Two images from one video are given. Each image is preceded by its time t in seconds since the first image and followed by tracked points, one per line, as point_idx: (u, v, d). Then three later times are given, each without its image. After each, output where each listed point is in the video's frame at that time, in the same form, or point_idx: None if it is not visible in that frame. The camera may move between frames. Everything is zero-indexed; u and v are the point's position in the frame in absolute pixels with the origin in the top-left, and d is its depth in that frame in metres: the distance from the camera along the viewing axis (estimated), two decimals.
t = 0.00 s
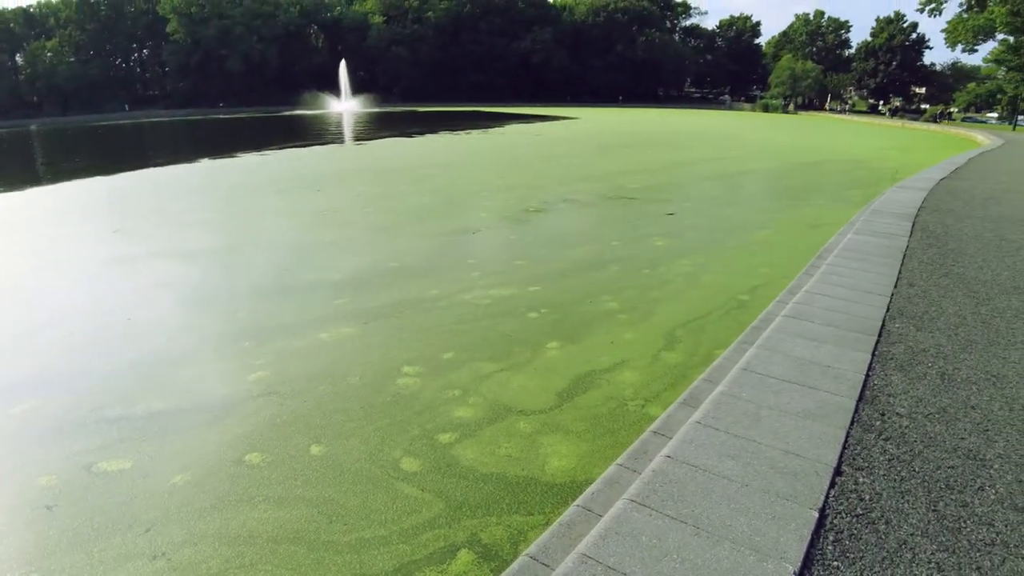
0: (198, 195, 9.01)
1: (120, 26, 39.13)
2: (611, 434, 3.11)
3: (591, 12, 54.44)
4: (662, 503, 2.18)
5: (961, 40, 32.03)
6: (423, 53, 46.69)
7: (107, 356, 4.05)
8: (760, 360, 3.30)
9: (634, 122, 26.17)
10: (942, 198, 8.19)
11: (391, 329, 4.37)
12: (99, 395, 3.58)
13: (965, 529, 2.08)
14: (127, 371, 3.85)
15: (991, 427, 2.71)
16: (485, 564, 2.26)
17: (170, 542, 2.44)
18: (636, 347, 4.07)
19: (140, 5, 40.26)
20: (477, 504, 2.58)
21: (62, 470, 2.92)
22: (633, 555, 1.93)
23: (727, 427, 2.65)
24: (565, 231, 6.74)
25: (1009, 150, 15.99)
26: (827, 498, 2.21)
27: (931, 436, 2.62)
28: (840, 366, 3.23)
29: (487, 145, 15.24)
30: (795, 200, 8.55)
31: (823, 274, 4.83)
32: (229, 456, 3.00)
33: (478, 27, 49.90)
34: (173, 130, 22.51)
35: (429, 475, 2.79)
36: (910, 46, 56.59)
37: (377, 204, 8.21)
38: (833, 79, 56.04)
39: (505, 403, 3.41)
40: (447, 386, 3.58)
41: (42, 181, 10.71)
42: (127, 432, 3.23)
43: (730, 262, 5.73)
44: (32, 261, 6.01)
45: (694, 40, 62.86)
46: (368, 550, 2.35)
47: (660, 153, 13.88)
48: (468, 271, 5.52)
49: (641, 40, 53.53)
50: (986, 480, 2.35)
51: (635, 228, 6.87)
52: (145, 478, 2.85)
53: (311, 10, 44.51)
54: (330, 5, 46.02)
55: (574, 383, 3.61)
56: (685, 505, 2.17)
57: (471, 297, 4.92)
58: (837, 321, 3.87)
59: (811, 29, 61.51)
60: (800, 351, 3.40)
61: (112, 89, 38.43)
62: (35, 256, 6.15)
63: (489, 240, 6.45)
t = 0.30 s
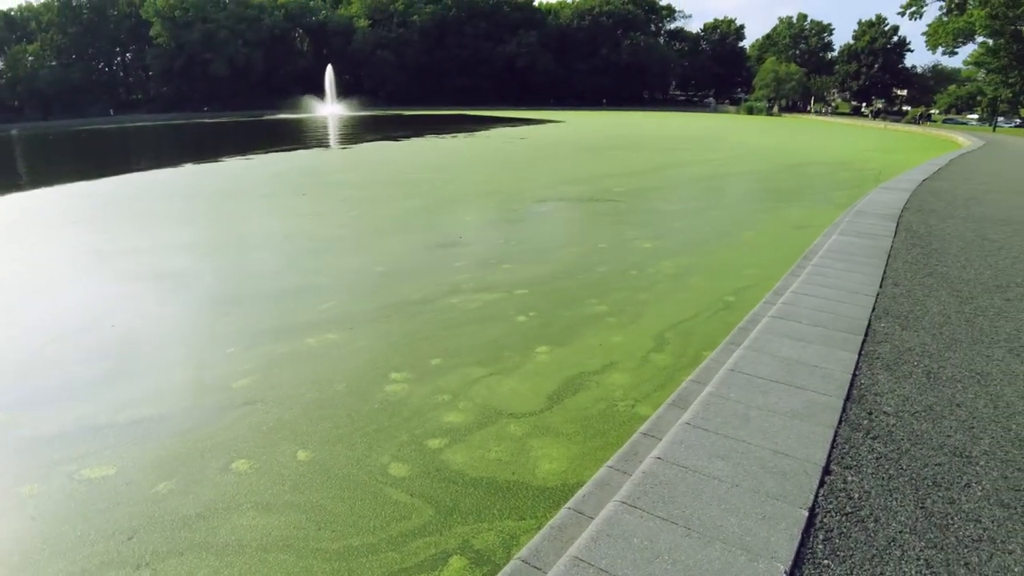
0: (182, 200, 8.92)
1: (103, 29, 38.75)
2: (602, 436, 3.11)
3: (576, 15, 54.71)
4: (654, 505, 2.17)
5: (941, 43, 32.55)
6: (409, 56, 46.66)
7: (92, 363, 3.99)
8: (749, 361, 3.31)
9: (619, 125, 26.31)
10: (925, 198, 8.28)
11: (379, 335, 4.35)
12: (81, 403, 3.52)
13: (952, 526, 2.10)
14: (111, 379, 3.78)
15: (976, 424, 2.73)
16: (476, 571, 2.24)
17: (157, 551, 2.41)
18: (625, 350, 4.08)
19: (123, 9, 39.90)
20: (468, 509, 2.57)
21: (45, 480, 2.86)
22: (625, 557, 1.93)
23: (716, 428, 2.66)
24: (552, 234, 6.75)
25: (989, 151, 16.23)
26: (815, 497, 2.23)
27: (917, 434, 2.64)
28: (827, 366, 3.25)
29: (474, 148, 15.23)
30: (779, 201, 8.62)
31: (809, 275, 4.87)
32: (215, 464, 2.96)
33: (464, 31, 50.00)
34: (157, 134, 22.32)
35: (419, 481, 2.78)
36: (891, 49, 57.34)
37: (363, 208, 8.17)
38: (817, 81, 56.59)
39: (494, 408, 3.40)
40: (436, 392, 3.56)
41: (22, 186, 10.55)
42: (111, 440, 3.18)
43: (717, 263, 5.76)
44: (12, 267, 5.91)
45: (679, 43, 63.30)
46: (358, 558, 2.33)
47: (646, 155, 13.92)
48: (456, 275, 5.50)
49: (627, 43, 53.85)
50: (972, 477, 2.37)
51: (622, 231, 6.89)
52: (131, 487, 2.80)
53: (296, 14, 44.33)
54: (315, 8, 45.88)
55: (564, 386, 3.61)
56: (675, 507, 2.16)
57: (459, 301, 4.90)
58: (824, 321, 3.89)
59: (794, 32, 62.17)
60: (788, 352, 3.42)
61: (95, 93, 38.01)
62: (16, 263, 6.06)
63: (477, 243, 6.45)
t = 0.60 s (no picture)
0: (169, 205, 8.87)
1: (88, 34, 38.45)
2: (594, 440, 3.12)
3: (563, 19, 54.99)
4: (645, 508, 2.18)
5: (924, 46, 33.03)
6: (397, 61, 46.67)
7: (78, 371, 3.95)
8: (737, 364, 3.33)
9: (607, 129, 26.44)
10: (909, 200, 8.38)
11: (369, 341, 4.34)
12: (68, 411, 3.48)
13: (939, 525, 2.13)
14: (99, 386, 3.75)
15: (962, 424, 2.77)
16: None
17: (147, 561, 2.39)
18: (615, 353, 4.10)
19: (108, 13, 39.64)
20: (460, 516, 2.57)
21: (32, 489, 2.84)
22: (617, 560, 1.94)
23: (706, 430, 2.68)
24: (541, 238, 6.77)
25: (972, 154, 16.45)
26: (804, 499, 2.25)
27: (905, 434, 2.67)
28: (814, 368, 3.28)
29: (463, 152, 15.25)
30: (766, 204, 8.70)
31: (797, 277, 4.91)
32: (203, 472, 2.94)
33: (451, 35, 50.19)
34: (143, 139, 22.18)
35: (411, 487, 2.77)
36: (875, 53, 58.03)
37: (351, 213, 8.16)
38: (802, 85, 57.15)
39: (485, 413, 3.40)
40: (426, 398, 3.56)
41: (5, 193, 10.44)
42: (100, 448, 3.15)
43: (705, 266, 5.79)
44: None
45: (666, 47, 63.70)
46: (350, 565, 2.32)
47: (634, 159, 14.01)
48: (445, 280, 5.51)
49: (614, 47, 54.18)
50: (958, 476, 2.41)
51: (610, 234, 6.92)
52: (120, 496, 2.78)
53: (283, 18, 44.21)
54: (302, 13, 45.78)
55: (555, 392, 3.61)
56: (666, 510, 2.18)
57: (449, 306, 4.90)
58: (811, 323, 3.93)
59: (779, 36, 62.80)
60: (776, 354, 3.45)
61: (81, 98, 37.70)
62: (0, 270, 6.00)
63: (466, 248, 6.45)
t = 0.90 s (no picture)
0: (158, 211, 8.83)
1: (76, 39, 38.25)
2: (583, 444, 3.14)
3: (552, 25, 55.49)
4: (635, 510, 2.20)
5: (910, 51, 33.46)
6: (387, 66, 46.73)
7: (66, 378, 3.92)
8: (726, 366, 3.36)
9: (598, 134, 26.56)
10: (897, 203, 8.46)
11: (360, 346, 4.33)
12: (56, 420, 3.45)
13: (924, 523, 2.15)
14: (87, 395, 3.73)
15: (947, 424, 2.81)
16: None
17: (135, 570, 2.38)
18: (605, 357, 4.12)
19: (96, 18, 39.49)
20: (451, 521, 2.57)
21: (20, 499, 2.81)
22: (607, 562, 1.95)
23: (695, 433, 2.69)
24: (531, 243, 6.80)
25: (959, 156, 16.64)
26: (793, 499, 2.27)
27: (891, 435, 2.70)
28: (802, 370, 3.31)
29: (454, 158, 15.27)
30: (755, 208, 8.77)
31: (785, 280, 4.95)
32: (192, 480, 2.93)
33: (441, 40, 50.50)
34: (132, 145, 22.08)
35: (401, 494, 2.77)
36: (863, 57, 58.58)
37: (341, 219, 8.15)
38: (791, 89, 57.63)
39: (476, 418, 3.41)
40: (417, 404, 3.56)
41: None
42: (89, 457, 3.13)
43: (694, 270, 5.83)
44: None
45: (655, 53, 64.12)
46: (341, 572, 2.32)
47: (624, 163, 14.07)
48: (436, 285, 5.52)
49: (603, 53, 54.52)
50: (944, 475, 2.43)
51: (600, 238, 6.96)
52: (108, 504, 2.77)
53: (273, 24, 44.15)
54: (292, 18, 45.74)
55: (545, 396, 3.62)
56: (655, 511, 2.19)
57: (439, 311, 4.91)
58: (799, 326, 3.97)
59: (768, 41, 63.41)
60: (765, 357, 3.48)
61: (69, 103, 37.47)
62: None
63: (456, 253, 6.46)
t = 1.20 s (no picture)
0: (144, 218, 8.77)
1: (62, 44, 37.94)
2: (573, 449, 3.14)
3: (540, 31, 56.03)
4: (624, 515, 2.21)
5: (895, 56, 34.19)
6: (376, 72, 46.74)
7: (50, 388, 3.88)
8: (714, 371, 3.38)
9: (586, 139, 26.73)
10: (883, 207, 8.56)
11: (350, 353, 4.31)
12: (40, 430, 3.41)
13: (910, 525, 2.17)
14: (72, 404, 3.69)
15: (933, 426, 2.84)
16: None
17: None
18: (594, 362, 4.13)
19: (82, 23, 39.21)
20: (440, 528, 2.57)
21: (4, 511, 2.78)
22: (597, 568, 1.95)
23: (684, 437, 2.71)
24: (521, 248, 6.82)
25: (943, 159, 16.86)
26: (781, 503, 2.28)
27: (877, 437, 2.73)
28: (790, 373, 3.34)
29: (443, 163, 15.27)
30: (742, 212, 8.84)
31: (772, 284, 4.99)
32: (179, 489, 2.91)
33: (429, 46, 50.74)
34: (118, 151, 21.94)
35: (391, 500, 2.76)
36: (848, 62, 59.35)
37: (329, 225, 8.12)
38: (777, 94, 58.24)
39: (465, 424, 3.40)
40: (406, 410, 3.55)
41: None
42: (74, 467, 3.09)
43: (681, 275, 5.87)
44: None
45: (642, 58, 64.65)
46: None
47: (613, 168, 14.14)
48: (426, 290, 5.52)
49: (591, 58, 54.94)
50: (929, 477, 2.46)
51: (589, 243, 6.98)
52: (94, 515, 2.74)
53: (261, 29, 44.02)
54: (280, 24, 45.61)
55: (534, 401, 3.63)
56: (645, 515, 2.20)
57: (428, 317, 4.91)
58: (787, 330, 4.00)
59: (754, 46, 64.13)
60: (752, 361, 3.50)
61: (54, 109, 37.15)
62: None
63: (445, 259, 6.46)
